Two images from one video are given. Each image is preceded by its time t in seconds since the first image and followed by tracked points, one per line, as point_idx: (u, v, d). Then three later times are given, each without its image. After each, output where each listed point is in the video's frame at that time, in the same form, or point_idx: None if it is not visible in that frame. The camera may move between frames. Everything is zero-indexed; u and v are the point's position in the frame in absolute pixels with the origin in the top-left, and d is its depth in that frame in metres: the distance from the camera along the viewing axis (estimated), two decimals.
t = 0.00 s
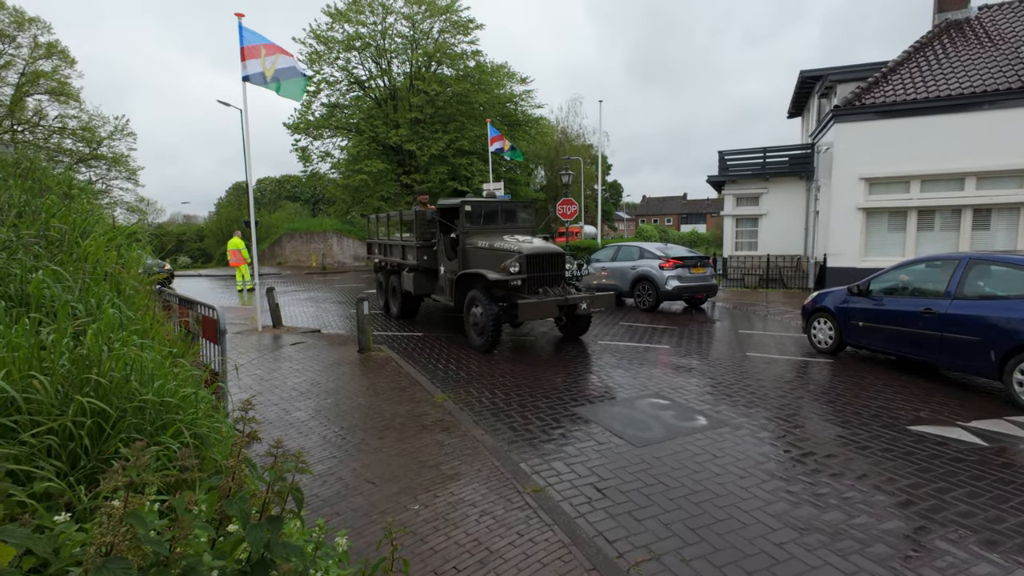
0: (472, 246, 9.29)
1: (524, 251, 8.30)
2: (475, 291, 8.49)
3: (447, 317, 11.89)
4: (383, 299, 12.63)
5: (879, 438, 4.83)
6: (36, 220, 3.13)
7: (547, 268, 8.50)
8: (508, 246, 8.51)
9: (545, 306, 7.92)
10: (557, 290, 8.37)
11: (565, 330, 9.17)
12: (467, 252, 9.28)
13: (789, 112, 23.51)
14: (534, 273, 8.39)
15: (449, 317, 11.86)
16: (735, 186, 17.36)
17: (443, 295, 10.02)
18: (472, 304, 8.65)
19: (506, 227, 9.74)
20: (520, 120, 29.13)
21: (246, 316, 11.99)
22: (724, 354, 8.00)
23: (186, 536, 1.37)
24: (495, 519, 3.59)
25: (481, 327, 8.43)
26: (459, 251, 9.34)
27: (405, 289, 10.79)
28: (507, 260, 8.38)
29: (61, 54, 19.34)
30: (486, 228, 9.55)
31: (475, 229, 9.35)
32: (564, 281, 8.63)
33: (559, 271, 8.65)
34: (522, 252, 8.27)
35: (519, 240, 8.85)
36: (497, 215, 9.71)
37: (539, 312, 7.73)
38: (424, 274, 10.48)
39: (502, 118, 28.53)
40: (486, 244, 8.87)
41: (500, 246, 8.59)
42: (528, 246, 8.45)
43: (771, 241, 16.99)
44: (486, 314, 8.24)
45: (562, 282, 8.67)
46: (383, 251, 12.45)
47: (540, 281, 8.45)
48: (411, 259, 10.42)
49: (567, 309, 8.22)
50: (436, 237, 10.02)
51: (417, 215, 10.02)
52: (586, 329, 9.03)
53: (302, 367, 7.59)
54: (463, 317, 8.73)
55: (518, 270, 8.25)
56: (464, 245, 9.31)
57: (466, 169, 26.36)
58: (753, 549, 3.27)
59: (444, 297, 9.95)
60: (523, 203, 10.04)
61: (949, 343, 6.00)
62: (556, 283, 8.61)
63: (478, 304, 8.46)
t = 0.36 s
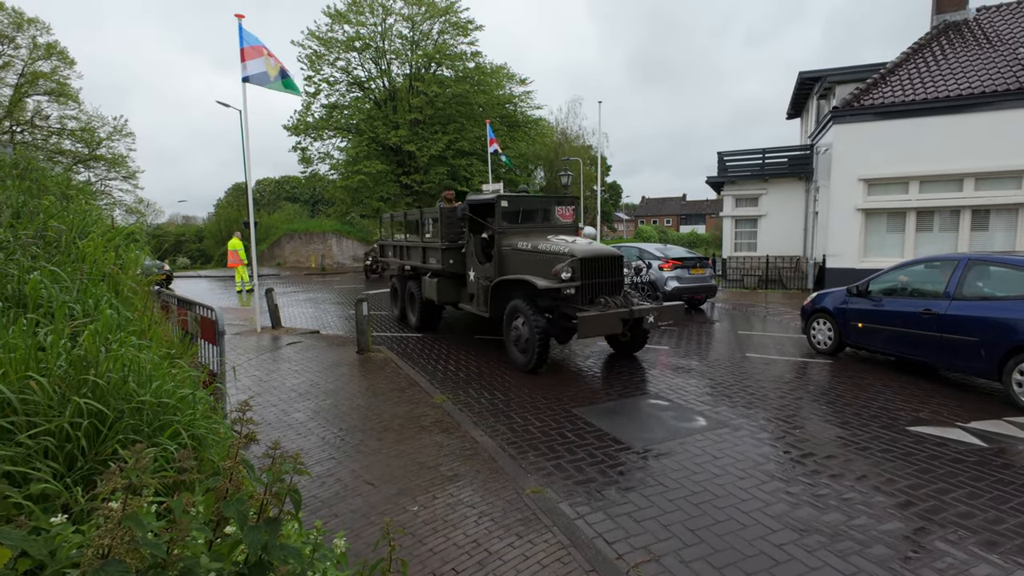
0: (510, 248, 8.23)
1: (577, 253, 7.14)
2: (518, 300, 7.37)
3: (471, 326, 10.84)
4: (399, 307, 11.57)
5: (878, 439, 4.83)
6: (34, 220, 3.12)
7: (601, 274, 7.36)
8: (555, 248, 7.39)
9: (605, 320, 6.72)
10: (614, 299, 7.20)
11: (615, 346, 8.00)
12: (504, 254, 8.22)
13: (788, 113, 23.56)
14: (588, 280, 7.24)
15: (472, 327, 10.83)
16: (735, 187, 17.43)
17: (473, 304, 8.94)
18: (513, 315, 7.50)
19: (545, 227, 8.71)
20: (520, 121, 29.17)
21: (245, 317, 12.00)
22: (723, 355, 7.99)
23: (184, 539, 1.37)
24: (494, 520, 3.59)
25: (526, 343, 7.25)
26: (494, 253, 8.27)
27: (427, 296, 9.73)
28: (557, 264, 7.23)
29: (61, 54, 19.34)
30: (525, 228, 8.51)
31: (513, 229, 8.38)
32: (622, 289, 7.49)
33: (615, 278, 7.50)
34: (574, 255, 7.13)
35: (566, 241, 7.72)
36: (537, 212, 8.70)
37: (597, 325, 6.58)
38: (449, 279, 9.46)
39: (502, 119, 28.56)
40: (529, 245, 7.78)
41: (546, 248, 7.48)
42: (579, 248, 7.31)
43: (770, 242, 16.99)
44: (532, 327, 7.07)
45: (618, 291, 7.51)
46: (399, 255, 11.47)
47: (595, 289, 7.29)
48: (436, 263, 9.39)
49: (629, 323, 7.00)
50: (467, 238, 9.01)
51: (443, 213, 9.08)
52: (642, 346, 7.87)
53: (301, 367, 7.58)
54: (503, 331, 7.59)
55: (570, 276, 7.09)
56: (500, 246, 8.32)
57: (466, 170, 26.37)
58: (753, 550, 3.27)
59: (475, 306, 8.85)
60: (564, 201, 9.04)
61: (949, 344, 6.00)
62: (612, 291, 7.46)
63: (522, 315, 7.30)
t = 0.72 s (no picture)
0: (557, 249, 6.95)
1: (649, 257, 5.86)
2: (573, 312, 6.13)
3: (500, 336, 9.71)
4: (417, 314, 10.34)
5: (877, 439, 4.83)
6: (30, 220, 3.11)
7: (675, 283, 6.06)
8: (618, 250, 6.08)
9: (688, 340, 5.44)
10: (693, 313, 5.89)
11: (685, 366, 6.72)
12: (549, 257, 6.95)
13: (787, 114, 23.60)
14: (660, 289, 5.94)
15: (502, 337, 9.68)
16: (732, 188, 17.48)
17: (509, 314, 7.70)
18: (564, 331, 6.25)
19: (596, 226, 7.43)
20: (519, 122, 29.21)
21: (244, 318, 11.97)
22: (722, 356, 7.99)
23: (179, 541, 1.36)
24: (492, 522, 3.58)
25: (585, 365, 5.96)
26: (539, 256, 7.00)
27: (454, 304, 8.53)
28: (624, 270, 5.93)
29: (59, 55, 19.32)
30: (574, 226, 7.23)
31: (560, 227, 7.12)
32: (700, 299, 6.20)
33: (690, 286, 6.21)
34: (644, 259, 5.84)
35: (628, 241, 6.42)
36: (585, 208, 7.42)
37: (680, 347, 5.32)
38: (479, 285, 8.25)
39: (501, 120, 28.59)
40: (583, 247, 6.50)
41: (606, 250, 6.19)
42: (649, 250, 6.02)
43: (768, 242, 17.02)
44: (591, 348, 5.78)
45: (694, 302, 6.22)
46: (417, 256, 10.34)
47: (669, 301, 5.99)
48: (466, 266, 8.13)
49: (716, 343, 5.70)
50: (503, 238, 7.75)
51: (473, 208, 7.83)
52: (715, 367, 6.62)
53: (300, 368, 7.57)
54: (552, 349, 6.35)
55: (639, 284, 5.78)
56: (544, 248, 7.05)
57: (464, 171, 26.37)
58: (751, 551, 3.26)
59: (512, 316, 7.61)
60: (615, 195, 7.76)
61: (947, 344, 6.00)
62: (687, 303, 6.16)
63: (577, 331, 6.02)
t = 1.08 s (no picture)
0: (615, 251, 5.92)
1: (746, 262, 4.74)
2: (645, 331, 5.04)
3: (530, 349, 8.81)
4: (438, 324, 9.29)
5: (873, 439, 4.83)
6: (24, 221, 3.10)
7: (776, 292, 4.88)
8: (699, 253, 4.97)
9: (814, 370, 4.29)
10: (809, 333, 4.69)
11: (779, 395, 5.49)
12: (608, 261, 5.95)
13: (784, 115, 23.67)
14: (759, 302, 4.77)
15: (533, 351, 8.77)
16: (730, 188, 17.33)
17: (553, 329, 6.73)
18: (634, 352, 5.18)
19: (657, 223, 6.46)
20: (516, 123, 29.26)
21: (240, 319, 11.93)
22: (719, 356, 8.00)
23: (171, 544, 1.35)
24: (490, 523, 3.57)
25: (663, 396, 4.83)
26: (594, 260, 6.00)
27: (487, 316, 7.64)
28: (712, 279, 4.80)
29: (56, 56, 19.28)
30: (633, 223, 6.26)
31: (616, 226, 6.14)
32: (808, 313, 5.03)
33: (796, 297, 5.04)
34: (740, 264, 4.72)
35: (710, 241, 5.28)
36: (647, 203, 6.44)
37: (794, 381, 4.16)
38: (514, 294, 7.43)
39: (498, 121, 28.64)
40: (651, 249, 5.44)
41: (682, 253, 5.10)
42: (742, 253, 4.90)
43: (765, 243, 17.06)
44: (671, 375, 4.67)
45: (799, 318, 5.03)
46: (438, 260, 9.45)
47: (772, 316, 4.84)
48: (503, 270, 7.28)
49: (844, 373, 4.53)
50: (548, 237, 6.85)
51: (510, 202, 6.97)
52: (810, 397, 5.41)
53: (297, 370, 7.55)
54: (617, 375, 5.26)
55: (736, 296, 4.64)
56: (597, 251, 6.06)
57: (462, 172, 26.38)
58: (748, 551, 3.27)
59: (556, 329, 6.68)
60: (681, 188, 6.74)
61: (943, 345, 6.01)
62: (794, 317, 4.99)
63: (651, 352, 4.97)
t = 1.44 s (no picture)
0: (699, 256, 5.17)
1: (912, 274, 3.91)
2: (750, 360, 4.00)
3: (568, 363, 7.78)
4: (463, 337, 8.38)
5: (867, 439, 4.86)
6: (13, 222, 3.07)
7: (938, 312, 4.13)
8: (832, 258, 4.19)
9: None
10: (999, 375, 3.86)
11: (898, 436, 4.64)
12: (691, 269, 5.16)
13: (777, 117, 23.83)
14: (917, 322, 4.00)
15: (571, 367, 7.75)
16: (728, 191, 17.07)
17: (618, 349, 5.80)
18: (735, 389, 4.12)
19: (747, 219, 5.62)
20: (511, 124, 29.34)
21: (234, 322, 11.87)
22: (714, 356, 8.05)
23: (160, 551, 1.34)
24: (484, 527, 3.56)
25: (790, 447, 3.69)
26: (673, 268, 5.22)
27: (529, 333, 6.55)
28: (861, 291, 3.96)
29: (47, 57, 19.16)
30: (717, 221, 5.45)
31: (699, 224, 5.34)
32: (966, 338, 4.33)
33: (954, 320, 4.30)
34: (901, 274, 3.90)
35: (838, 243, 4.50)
36: (730, 195, 5.64)
37: None
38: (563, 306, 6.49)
39: (493, 122, 28.68)
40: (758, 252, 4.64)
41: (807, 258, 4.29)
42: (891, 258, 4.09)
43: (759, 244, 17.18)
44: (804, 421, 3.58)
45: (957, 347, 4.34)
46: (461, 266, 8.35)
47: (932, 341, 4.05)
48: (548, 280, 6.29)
49: None
50: (605, 239, 6.03)
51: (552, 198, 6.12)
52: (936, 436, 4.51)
53: (291, 373, 7.52)
54: (712, 421, 4.20)
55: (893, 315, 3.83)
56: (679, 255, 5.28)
57: (457, 174, 26.40)
58: (742, 553, 3.27)
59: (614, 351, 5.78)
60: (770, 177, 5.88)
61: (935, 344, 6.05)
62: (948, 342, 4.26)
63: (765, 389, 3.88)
